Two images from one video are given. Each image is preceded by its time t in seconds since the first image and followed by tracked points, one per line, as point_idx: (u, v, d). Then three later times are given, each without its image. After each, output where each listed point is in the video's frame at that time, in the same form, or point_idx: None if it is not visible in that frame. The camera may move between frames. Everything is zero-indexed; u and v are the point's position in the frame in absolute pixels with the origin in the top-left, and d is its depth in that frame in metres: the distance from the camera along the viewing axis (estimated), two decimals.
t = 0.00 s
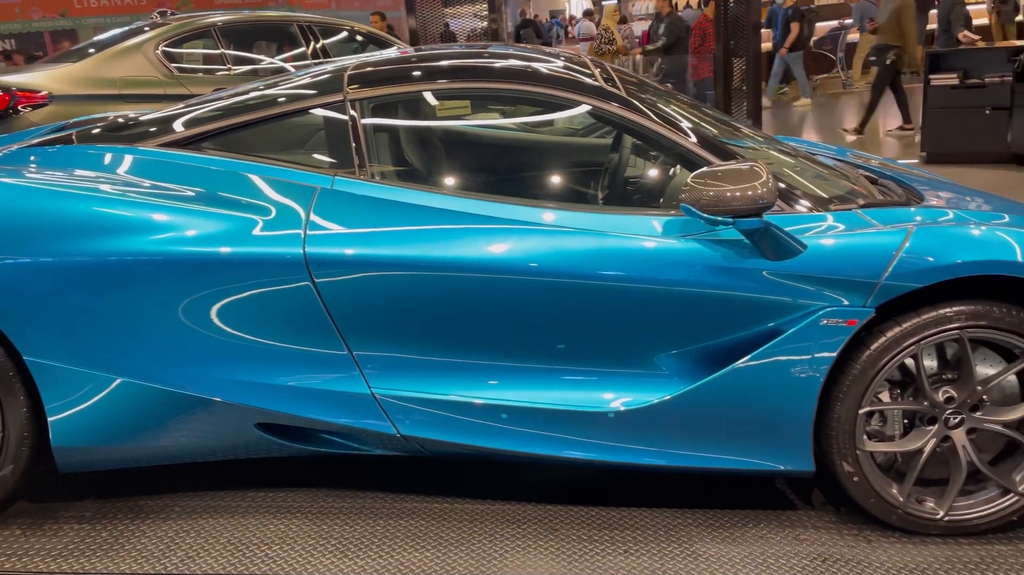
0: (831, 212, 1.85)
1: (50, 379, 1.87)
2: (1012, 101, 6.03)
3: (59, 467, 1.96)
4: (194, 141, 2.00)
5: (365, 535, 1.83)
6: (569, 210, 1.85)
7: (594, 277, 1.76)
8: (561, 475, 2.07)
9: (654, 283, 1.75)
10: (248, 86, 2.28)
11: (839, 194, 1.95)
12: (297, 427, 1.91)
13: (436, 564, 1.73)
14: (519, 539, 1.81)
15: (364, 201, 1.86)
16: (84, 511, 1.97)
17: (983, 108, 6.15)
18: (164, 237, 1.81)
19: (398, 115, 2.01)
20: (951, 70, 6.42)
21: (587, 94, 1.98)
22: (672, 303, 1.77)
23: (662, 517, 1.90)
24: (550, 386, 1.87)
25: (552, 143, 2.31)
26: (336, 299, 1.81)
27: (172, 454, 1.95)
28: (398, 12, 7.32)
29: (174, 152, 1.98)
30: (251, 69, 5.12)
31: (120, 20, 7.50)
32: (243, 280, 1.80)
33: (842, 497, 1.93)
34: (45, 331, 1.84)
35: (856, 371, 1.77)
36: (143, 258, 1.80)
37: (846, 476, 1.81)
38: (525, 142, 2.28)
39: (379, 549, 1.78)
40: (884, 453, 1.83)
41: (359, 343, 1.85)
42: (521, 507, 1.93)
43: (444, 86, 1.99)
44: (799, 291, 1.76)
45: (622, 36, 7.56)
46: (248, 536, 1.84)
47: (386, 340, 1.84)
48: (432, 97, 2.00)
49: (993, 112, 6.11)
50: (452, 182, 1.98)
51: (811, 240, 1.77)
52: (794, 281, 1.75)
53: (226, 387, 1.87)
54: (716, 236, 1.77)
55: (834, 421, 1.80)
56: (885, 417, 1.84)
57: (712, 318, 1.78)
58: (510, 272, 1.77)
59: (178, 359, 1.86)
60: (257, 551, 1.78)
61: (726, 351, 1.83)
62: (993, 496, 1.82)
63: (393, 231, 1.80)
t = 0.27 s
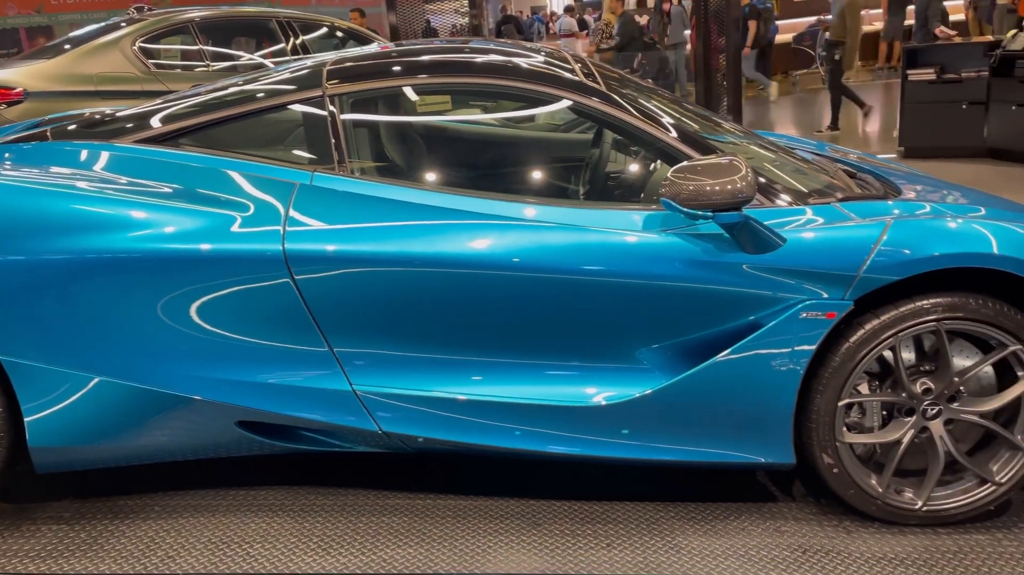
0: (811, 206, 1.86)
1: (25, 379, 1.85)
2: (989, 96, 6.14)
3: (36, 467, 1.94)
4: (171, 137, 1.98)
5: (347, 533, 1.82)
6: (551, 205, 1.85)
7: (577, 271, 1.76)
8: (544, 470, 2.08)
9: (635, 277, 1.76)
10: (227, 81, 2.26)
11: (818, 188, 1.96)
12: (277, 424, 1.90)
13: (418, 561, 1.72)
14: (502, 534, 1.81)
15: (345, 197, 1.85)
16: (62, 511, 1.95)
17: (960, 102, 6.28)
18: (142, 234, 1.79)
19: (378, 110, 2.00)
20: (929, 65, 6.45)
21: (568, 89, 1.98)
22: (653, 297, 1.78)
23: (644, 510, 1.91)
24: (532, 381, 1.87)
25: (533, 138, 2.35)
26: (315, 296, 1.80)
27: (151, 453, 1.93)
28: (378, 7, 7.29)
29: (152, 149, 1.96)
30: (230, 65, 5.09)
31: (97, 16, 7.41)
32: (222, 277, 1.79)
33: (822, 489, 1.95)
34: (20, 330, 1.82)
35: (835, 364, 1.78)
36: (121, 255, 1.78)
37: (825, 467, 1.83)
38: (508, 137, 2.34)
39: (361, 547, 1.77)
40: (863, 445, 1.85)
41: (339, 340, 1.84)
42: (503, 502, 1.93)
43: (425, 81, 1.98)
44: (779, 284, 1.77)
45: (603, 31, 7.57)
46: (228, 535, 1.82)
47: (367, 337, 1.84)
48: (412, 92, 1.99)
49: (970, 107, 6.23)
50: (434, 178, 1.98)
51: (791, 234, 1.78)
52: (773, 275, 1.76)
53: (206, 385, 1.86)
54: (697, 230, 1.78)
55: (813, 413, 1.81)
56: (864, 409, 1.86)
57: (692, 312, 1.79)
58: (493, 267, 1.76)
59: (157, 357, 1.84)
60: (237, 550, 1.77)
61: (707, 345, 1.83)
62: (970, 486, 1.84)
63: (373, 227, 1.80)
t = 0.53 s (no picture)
0: (790, 200, 1.88)
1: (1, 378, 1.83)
2: (966, 90, 6.27)
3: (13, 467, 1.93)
4: (148, 133, 1.96)
5: (329, 530, 1.82)
6: (532, 201, 1.85)
7: (560, 267, 1.76)
8: (527, 465, 2.08)
9: (615, 272, 1.76)
10: (206, 77, 2.25)
11: (797, 183, 1.98)
12: (258, 422, 1.89)
13: (401, 557, 1.72)
14: (484, 530, 1.82)
15: (325, 193, 1.84)
16: (40, 512, 1.93)
17: (938, 97, 6.36)
18: (120, 231, 1.77)
19: (357, 106, 1.99)
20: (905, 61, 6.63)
21: (549, 84, 1.98)
22: (633, 292, 1.78)
23: (626, 504, 1.92)
24: (513, 376, 1.87)
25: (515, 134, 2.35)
26: (295, 293, 1.79)
27: (131, 452, 1.92)
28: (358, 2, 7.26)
29: (129, 146, 1.94)
30: (208, 61, 5.05)
31: (74, 11, 7.33)
32: (201, 274, 1.78)
33: (802, 481, 1.96)
34: None
35: (814, 357, 1.79)
36: (99, 253, 1.76)
37: (805, 459, 1.84)
38: (491, 133, 2.35)
39: (343, 544, 1.77)
40: (842, 437, 1.86)
41: (319, 337, 1.83)
42: (486, 498, 1.93)
43: (406, 76, 1.97)
44: (758, 278, 1.78)
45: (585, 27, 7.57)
46: (209, 534, 1.81)
47: (347, 333, 1.83)
48: (392, 88, 1.98)
49: (947, 102, 6.35)
50: (415, 174, 1.97)
51: (770, 228, 1.79)
52: (753, 269, 1.77)
53: (186, 383, 1.84)
54: (676, 225, 1.79)
55: (793, 406, 1.82)
56: (843, 401, 1.87)
57: (673, 307, 1.80)
58: (475, 262, 1.76)
59: (136, 356, 1.83)
60: (218, 548, 1.76)
61: (687, 339, 1.84)
62: (947, 476, 1.86)
63: (352, 223, 1.79)
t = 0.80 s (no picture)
0: (769, 193, 1.88)
1: None
2: (944, 85, 6.39)
3: None
4: (124, 129, 1.94)
5: (310, 527, 1.81)
6: (514, 195, 1.84)
7: (543, 261, 1.76)
8: (509, 460, 2.08)
9: (596, 266, 1.76)
10: (184, 71, 2.23)
11: (776, 177, 1.98)
12: (238, 420, 1.87)
13: (382, 553, 1.72)
14: (467, 525, 1.81)
15: (306, 188, 1.83)
16: (16, 512, 1.91)
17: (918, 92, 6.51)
18: (97, 228, 1.75)
19: (337, 100, 1.98)
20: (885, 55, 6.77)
21: (530, 79, 1.97)
22: (614, 286, 1.78)
23: (608, 499, 1.92)
24: (494, 371, 1.86)
25: (497, 129, 2.35)
26: (273, 289, 1.77)
27: (109, 451, 1.89)
28: None
29: (105, 141, 1.92)
30: (187, 55, 5.02)
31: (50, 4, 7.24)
32: (179, 271, 1.76)
33: (783, 474, 1.97)
34: None
35: (794, 350, 1.80)
36: (75, 250, 1.74)
37: (786, 452, 1.85)
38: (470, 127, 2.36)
39: (324, 541, 1.76)
40: (822, 429, 1.87)
41: (298, 333, 1.82)
42: (468, 494, 1.93)
43: (387, 70, 1.96)
44: (738, 272, 1.78)
45: (568, 21, 7.57)
46: (188, 532, 1.80)
47: (327, 330, 1.82)
48: (372, 82, 1.97)
49: (926, 96, 6.47)
50: (396, 168, 1.96)
51: (749, 221, 1.79)
52: (732, 263, 1.78)
53: (165, 381, 1.83)
54: (656, 219, 1.79)
55: (773, 399, 1.83)
56: (823, 394, 1.88)
57: (654, 301, 1.80)
58: (458, 257, 1.76)
59: (114, 354, 1.81)
60: (197, 547, 1.74)
61: (669, 332, 1.84)
62: (925, 467, 1.87)
63: (332, 218, 1.77)
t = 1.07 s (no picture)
0: (750, 187, 1.88)
1: None
2: (923, 79, 6.45)
3: None
4: (99, 124, 1.91)
5: (290, 526, 1.79)
6: (495, 191, 1.83)
7: (527, 257, 1.75)
8: (492, 457, 2.07)
9: (576, 261, 1.76)
10: (163, 65, 2.20)
11: (758, 171, 1.98)
12: (216, 418, 1.85)
13: (363, 551, 1.70)
14: (448, 522, 1.80)
15: (286, 184, 1.81)
16: None
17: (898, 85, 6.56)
18: (73, 224, 1.72)
19: (316, 95, 1.96)
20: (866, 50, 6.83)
21: (511, 73, 1.96)
22: (596, 281, 1.78)
23: (590, 494, 1.92)
24: (476, 367, 1.85)
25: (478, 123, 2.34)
26: (250, 286, 1.75)
27: (86, 450, 1.87)
28: None
29: (81, 137, 1.89)
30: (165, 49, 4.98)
31: None
32: (156, 268, 1.73)
33: (764, 467, 1.98)
34: None
35: (774, 344, 1.80)
36: (49, 247, 1.71)
37: (767, 446, 1.85)
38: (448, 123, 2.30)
39: (305, 539, 1.74)
40: (803, 423, 1.88)
41: (277, 330, 1.80)
42: (450, 491, 1.92)
43: (367, 64, 1.94)
44: (719, 267, 1.78)
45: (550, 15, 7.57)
46: (166, 532, 1.77)
47: (306, 327, 1.80)
48: (352, 76, 1.95)
49: (906, 90, 6.53)
50: (377, 164, 1.95)
51: (730, 216, 1.79)
52: (713, 257, 1.78)
53: (142, 380, 1.80)
54: (637, 214, 1.78)
55: (754, 392, 1.83)
56: (803, 387, 1.89)
57: (635, 296, 1.79)
58: (442, 253, 1.74)
59: (91, 352, 1.78)
60: (175, 547, 1.72)
61: (650, 327, 1.84)
62: (905, 460, 1.89)
63: (310, 214, 1.76)
